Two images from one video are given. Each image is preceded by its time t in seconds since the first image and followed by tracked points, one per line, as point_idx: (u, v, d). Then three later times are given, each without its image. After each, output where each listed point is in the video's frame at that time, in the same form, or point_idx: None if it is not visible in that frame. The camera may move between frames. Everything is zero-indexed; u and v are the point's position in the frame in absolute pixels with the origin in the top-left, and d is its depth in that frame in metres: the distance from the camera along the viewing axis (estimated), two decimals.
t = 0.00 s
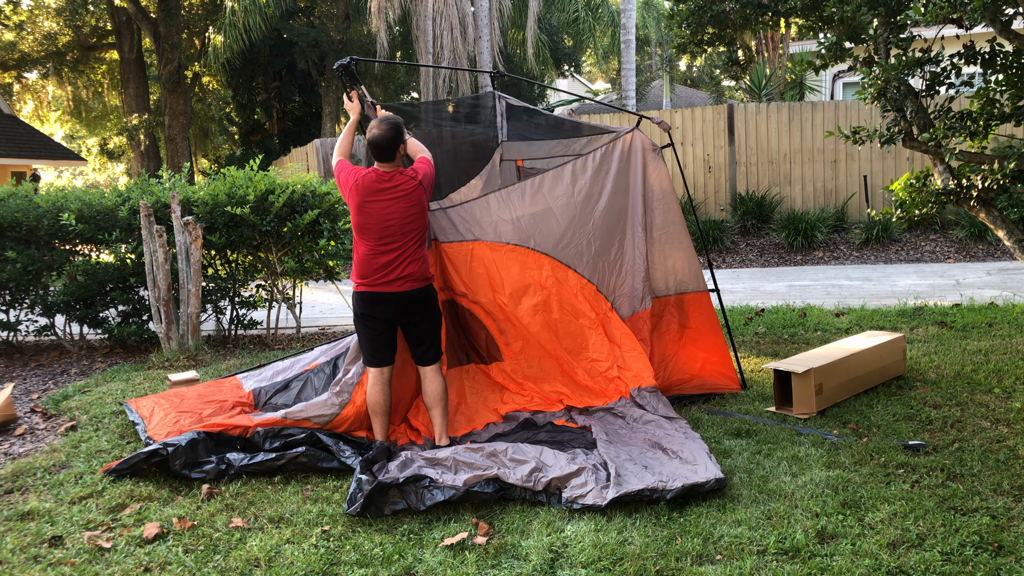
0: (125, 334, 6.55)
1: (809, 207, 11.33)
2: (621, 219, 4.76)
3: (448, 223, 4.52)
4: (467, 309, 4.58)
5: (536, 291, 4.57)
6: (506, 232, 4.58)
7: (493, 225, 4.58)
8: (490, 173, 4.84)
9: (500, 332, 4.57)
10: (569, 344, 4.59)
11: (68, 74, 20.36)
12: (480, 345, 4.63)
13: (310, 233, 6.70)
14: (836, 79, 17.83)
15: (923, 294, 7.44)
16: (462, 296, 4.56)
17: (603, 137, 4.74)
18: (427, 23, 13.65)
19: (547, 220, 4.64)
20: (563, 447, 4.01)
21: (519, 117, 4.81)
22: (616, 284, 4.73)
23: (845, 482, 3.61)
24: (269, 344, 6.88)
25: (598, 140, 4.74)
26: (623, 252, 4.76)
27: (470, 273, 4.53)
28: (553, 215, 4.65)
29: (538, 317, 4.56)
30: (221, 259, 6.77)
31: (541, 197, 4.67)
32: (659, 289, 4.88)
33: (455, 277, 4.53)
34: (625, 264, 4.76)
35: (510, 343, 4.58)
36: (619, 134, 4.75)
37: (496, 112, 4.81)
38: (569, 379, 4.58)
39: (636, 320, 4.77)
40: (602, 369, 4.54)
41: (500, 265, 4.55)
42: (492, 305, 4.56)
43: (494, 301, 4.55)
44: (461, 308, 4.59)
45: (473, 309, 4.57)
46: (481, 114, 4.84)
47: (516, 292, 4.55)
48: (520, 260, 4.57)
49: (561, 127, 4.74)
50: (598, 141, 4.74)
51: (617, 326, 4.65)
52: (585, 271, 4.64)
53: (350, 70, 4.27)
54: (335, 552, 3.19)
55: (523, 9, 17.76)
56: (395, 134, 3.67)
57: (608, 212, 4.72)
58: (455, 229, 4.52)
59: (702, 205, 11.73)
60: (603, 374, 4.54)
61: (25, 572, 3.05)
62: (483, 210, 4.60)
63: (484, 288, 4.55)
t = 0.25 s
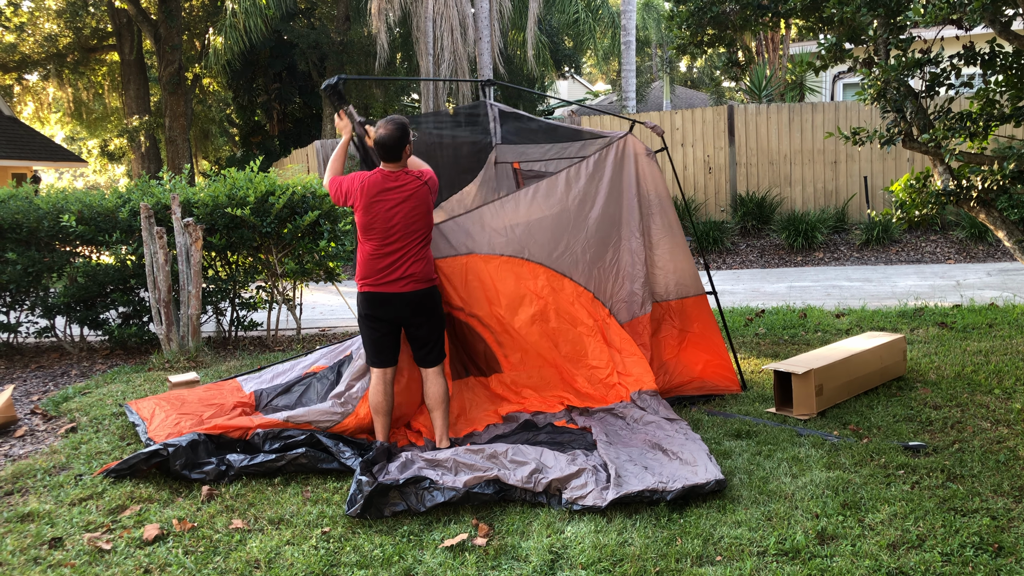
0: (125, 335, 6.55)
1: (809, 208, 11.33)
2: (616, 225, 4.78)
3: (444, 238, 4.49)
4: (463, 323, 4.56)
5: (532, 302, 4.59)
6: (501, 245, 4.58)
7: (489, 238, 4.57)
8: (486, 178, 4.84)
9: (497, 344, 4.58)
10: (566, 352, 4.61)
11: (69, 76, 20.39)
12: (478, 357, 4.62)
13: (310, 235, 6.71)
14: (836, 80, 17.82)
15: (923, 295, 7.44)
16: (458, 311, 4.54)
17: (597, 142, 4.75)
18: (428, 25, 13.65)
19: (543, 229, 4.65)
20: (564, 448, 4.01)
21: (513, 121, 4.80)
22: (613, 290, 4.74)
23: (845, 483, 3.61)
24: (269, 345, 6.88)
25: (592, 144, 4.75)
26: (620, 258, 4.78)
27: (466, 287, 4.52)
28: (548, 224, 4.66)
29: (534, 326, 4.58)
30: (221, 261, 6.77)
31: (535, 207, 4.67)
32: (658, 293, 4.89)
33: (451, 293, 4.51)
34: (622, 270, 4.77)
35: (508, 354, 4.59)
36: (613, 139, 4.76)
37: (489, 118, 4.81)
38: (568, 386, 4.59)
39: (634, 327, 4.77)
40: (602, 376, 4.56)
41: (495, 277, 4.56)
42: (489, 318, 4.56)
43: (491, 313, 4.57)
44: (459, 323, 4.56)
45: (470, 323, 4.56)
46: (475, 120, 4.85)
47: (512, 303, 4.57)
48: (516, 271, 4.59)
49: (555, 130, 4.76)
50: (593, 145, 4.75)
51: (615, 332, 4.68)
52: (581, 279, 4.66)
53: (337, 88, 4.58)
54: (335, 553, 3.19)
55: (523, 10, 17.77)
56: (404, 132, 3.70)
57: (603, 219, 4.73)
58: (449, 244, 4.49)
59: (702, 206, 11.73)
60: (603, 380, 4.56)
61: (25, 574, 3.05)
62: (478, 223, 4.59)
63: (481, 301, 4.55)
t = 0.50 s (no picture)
0: (125, 336, 6.55)
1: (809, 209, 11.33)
2: (608, 235, 4.80)
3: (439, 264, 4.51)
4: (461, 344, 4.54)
5: (529, 318, 4.58)
6: (495, 265, 4.60)
7: (483, 259, 4.59)
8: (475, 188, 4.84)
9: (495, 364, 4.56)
10: (564, 366, 4.59)
11: (69, 77, 20.39)
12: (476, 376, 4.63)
13: (310, 235, 6.73)
14: (836, 80, 17.83)
15: (923, 295, 7.43)
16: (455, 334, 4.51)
17: (584, 152, 4.79)
18: (427, 26, 13.65)
19: (536, 245, 4.67)
20: (564, 448, 4.00)
21: (500, 133, 4.86)
22: (607, 299, 4.75)
23: (845, 483, 3.61)
24: (269, 346, 6.88)
25: (581, 151, 4.79)
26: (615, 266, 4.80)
27: (461, 310, 4.51)
28: (541, 240, 4.69)
29: (532, 342, 4.55)
30: (221, 261, 6.76)
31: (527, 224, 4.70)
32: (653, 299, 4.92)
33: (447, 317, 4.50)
34: (616, 279, 4.78)
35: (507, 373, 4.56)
36: (602, 147, 4.79)
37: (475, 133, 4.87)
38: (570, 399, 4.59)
39: (629, 333, 4.81)
40: (602, 386, 4.58)
41: (490, 298, 4.55)
42: (486, 339, 4.54)
43: (488, 335, 4.54)
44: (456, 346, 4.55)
45: (467, 345, 4.54)
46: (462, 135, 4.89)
47: (508, 322, 4.56)
48: (511, 291, 4.58)
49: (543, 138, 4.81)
50: (583, 152, 4.79)
51: (611, 341, 4.68)
52: (575, 292, 4.66)
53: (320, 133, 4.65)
54: (335, 553, 3.19)
55: (523, 11, 17.78)
56: (404, 130, 3.73)
57: (595, 229, 4.75)
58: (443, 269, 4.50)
59: (702, 206, 11.74)
60: (603, 389, 4.58)
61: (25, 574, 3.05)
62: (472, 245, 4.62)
63: (477, 322, 4.53)
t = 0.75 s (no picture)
0: (126, 336, 6.55)
1: (810, 208, 11.33)
2: (603, 243, 4.87)
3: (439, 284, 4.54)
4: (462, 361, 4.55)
5: (528, 331, 4.61)
6: (493, 281, 4.62)
7: (481, 276, 4.61)
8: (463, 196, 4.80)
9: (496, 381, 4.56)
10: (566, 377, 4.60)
11: (70, 78, 20.40)
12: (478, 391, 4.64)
13: (311, 236, 6.73)
14: (837, 80, 17.83)
15: (924, 295, 7.44)
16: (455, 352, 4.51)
17: (575, 161, 4.81)
18: (428, 26, 13.66)
19: (534, 258, 4.70)
20: (565, 448, 4.01)
21: (489, 144, 4.87)
22: (604, 306, 4.83)
23: (847, 483, 3.61)
24: (271, 346, 6.89)
25: (574, 158, 4.80)
26: (612, 274, 4.87)
27: (461, 328, 4.52)
28: (538, 253, 4.72)
29: (533, 355, 4.58)
30: (222, 262, 6.76)
31: (523, 238, 4.73)
32: (649, 303, 5.01)
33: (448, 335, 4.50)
34: (613, 287, 4.88)
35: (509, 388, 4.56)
36: (592, 156, 4.82)
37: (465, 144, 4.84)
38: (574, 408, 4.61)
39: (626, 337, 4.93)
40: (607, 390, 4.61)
41: (489, 314, 4.57)
42: (486, 356, 4.54)
43: (488, 351, 4.54)
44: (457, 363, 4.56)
45: (467, 361, 4.55)
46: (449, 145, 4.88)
47: (508, 339, 4.58)
48: (510, 306, 4.61)
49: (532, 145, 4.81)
50: (574, 159, 4.81)
51: (608, 347, 4.74)
52: (572, 303, 4.70)
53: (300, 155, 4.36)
54: (337, 553, 3.19)
55: (523, 11, 17.78)
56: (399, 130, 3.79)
57: (591, 239, 4.80)
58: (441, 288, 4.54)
59: (703, 206, 11.74)
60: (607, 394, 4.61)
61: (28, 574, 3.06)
62: (472, 262, 4.63)
63: (477, 339, 4.55)
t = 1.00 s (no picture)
0: (128, 335, 6.55)
1: (812, 209, 11.33)
2: (601, 250, 4.88)
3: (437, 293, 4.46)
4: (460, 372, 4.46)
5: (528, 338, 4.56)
6: (493, 289, 4.56)
7: (480, 283, 4.55)
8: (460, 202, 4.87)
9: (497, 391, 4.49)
10: (567, 384, 4.55)
11: (71, 77, 20.41)
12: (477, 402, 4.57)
13: (313, 235, 6.73)
14: (838, 80, 17.82)
15: (926, 295, 7.43)
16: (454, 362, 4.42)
17: (571, 168, 4.86)
18: (430, 25, 13.64)
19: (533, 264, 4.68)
20: (566, 448, 4.00)
21: (484, 152, 4.94)
22: (603, 312, 4.83)
23: (849, 483, 3.61)
24: (272, 346, 6.88)
25: (569, 164, 4.86)
26: (610, 280, 4.88)
27: (461, 337, 4.45)
28: (538, 260, 4.71)
29: (534, 362, 4.52)
30: (224, 261, 6.76)
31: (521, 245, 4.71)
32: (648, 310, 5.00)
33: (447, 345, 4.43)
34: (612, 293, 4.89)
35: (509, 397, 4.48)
36: (589, 163, 4.88)
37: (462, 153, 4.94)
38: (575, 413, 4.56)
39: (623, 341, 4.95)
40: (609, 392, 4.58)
41: (488, 323, 4.49)
42: (486, 366, 4.46)
43: (488, 358, 4.46)
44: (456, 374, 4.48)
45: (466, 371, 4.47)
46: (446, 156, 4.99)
47: (508, 348, 4.50)
48: (510, 314, 4.55)
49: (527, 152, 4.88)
50: (570, 166, 4.87)
51: (608, 352, 4.73)
52: (572, 309, 4.68)
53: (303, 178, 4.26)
54: (338, 552, 3.19)
55: (525, 11, 17.77)
56: (391, 130, 3.80)
57: (589, 245, 4.82)
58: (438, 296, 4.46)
59: (704, 206, 11.73)
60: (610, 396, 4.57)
61: (30, 573, 3.06)
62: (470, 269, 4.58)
63: (477, 348, 4.45)
